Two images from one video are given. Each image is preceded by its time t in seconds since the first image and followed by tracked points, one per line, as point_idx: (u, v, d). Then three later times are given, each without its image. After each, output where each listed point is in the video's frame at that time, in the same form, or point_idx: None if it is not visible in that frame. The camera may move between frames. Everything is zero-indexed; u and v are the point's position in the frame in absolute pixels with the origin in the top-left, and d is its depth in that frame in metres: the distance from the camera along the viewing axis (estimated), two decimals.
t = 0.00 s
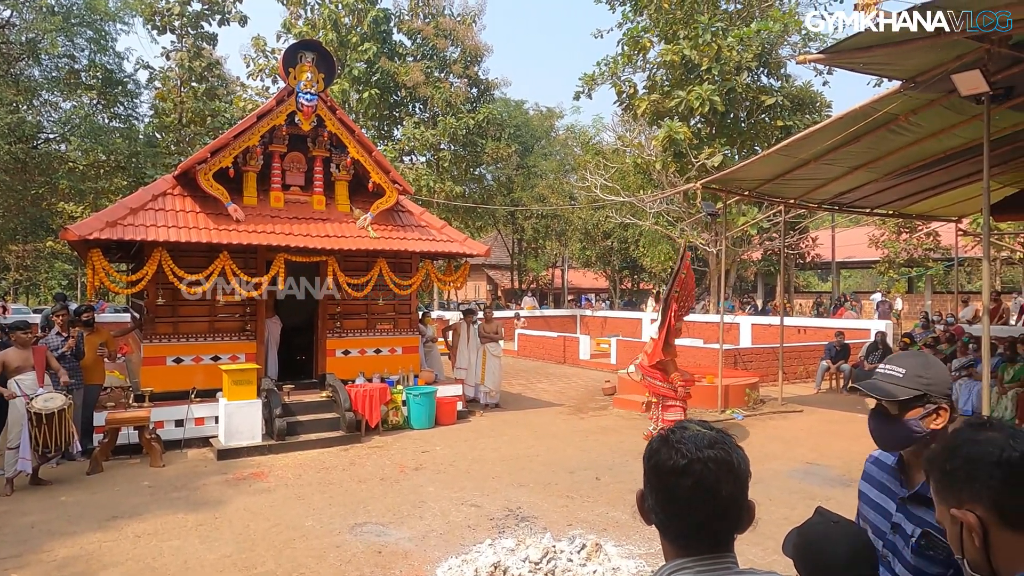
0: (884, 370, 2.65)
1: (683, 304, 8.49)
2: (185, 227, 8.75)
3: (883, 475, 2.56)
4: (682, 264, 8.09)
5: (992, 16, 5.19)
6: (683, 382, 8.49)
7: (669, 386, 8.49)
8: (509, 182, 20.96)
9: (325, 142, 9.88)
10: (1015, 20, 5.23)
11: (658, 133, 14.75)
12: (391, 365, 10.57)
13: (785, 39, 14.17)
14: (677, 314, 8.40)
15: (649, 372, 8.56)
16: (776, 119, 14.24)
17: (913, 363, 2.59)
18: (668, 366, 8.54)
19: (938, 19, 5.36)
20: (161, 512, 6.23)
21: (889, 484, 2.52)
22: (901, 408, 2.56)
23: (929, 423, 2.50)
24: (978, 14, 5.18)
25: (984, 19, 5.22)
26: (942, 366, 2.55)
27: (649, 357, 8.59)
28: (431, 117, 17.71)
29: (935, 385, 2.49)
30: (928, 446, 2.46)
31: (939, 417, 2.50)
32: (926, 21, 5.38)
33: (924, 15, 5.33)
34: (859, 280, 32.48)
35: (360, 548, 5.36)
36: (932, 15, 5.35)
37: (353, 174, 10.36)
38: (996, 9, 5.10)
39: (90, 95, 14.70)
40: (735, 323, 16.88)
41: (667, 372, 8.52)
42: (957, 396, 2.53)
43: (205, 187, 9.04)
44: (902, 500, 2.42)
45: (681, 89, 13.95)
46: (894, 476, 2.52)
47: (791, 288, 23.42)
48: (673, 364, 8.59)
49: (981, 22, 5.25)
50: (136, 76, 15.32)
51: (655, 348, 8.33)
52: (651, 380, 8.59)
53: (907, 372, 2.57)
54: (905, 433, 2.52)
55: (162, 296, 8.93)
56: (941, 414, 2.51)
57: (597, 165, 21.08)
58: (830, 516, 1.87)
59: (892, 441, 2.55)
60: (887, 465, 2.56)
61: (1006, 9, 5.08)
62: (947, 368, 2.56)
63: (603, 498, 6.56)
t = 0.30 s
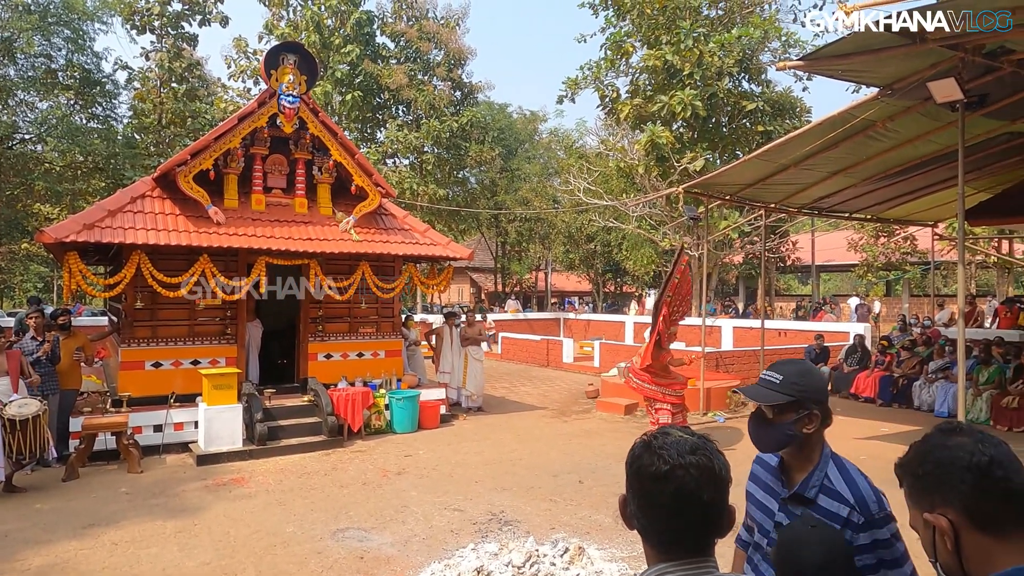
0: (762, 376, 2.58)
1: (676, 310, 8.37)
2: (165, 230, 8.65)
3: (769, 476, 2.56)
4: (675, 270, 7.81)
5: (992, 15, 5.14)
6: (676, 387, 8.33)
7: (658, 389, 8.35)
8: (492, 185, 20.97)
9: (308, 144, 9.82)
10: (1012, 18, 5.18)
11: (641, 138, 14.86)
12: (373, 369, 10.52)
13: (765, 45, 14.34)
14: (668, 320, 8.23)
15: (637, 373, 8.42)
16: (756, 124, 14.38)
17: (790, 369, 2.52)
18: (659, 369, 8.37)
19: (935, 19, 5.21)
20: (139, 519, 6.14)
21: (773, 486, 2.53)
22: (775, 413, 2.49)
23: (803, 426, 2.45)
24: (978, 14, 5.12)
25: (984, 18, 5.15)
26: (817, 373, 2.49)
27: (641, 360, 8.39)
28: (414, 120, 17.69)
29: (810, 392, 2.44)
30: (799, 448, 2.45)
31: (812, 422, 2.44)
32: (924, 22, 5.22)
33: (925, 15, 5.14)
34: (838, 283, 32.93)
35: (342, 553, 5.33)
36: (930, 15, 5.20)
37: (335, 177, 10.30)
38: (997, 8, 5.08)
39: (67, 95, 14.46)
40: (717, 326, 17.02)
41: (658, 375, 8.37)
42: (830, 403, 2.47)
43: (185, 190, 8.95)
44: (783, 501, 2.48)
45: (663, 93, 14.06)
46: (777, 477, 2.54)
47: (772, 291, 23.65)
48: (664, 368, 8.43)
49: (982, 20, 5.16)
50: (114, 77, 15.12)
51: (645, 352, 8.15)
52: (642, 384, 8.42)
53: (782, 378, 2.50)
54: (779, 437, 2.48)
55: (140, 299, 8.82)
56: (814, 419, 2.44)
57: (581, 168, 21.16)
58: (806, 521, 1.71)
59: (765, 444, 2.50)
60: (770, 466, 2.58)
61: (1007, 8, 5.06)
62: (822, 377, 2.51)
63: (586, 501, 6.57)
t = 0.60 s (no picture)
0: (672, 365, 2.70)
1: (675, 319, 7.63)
2: (143, 232, 8.52)
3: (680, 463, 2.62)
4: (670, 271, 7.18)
5: (992, 15, 5.16)
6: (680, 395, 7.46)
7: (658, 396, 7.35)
8: (475, 188, 20.95)
9: (289, 146, 9.74)
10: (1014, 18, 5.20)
11: (623, 142, 14.94)
12: (355, 372, 10.46)
13: (746, 52, 14.49)
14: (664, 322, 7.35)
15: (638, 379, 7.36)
16: (737, 129, 14.51)
17: (697, 359, 2.63)
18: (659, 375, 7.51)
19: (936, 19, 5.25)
20: (116, 526, 6.04)
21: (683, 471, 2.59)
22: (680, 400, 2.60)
23: (706, 414, 2.54)
24: (978, 15, 5.14)
25: (984, 18, 5.18)
26: (723, 363, 2.60)
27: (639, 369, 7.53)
28: (397, 122, 17.63)
29: (711, 379, 2.54)
30: (702, 434, 2.55)
31: (714, 411, 2.54)
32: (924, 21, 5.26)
33: (925, 15, 5.20)
34: (816, 287, 33.33)
35: (324, 559, 5.28)
36: (931, 15, 5.23)
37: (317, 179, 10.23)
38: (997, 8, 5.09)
39: (43, 95, 14.21)
40: (698, 329, 17.15)
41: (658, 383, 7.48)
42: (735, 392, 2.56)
43: (164, 191, 8.84)
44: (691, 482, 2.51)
45: (646, 98, 14.15)
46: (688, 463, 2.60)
47: (752, 295, 23.89)
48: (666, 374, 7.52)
49: (982, 21, 5.21)
50: (92, 77, 14.89)
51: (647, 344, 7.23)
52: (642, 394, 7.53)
53: (688, 366, 2.62)
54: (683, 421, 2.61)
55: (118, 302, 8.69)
56: (716, 408, 2.53)
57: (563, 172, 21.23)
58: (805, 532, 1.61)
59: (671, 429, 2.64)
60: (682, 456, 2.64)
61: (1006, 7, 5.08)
62: (728, 367, 2.62)
63: (569, 505, 6.58)
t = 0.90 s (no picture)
0: (605, 375, 2.91)
1: (676, 325, 8.12)
2: (124, 234, 8.42)
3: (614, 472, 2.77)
4: (658, 273, 7.86)
5: (992, 16, 4.95)
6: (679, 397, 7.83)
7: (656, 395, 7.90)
8: (460, 191, 20.95)
9: (273, 148, 9.68)
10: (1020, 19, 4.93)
11: (608, 145, 15.00)
12: (340, 376, 10.41)
13: (730, 57, 14.62)
14: (657, 325, 7.94)
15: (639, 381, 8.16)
16: (721, 133, 14.62)
17: (627, 369, 2.83)
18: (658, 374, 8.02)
19: (938, 19, 5.12)
20: (96, 532, 5.96)
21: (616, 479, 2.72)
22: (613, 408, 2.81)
23: (636, 422, 2.75)
24: (979, 14, 4.92)
25: (985, 18, 4.99)
26: (652, 372, 2.80)
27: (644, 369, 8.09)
28: (382, 124, 17.60)
29: (639, 387, 2.75)
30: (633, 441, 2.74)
31: (644, 417, 2.75)
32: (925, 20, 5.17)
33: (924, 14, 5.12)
34: (799, 290, 33.68)
35: (308, 564, 5.24)
36: (932, 14, 5.12)
37: (302, 181, 10.18)
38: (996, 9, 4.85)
39: (22, 95, 14.01)
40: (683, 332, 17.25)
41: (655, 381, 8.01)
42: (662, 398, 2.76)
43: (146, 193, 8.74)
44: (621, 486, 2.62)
45: (631, 102, 14.23)
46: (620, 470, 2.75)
47: (736, 298, 24.08)
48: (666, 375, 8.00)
49: (982, 21, 5.02)
50: (72, 76, 14.71)
51: (640, 345, 7.99)
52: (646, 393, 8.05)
53: (619, 376, 2.82)
54: (616, 429, 2.80)
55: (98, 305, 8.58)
56: (646, 413, 2.75)
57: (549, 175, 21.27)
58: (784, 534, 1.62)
59: (605, 437, 2.82)
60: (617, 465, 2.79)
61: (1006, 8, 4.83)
62: (657, 375, 2.82)
63: (554, 507, 6.59)
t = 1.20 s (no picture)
0: (510, 385, 2.67)
1: (673, 329, 8.31)
2: (105, 236, 8.31)
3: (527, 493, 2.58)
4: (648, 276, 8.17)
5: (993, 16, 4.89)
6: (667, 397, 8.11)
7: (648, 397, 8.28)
8: (447, 193, 20.92)
9: (257, 149, 9.61)
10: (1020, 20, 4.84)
11: (595, 148, 15.06)
12: (326, 378, 10.35)
13: (715, 61, 14.73)
14: (647, 327, 8.26)
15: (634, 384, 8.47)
16: (706, 136, 14.72)
17: (536, 377, 2.64)
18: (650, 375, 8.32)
19: (938, 18, 5.06)
20: (76, 538, 5.87)
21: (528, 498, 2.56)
22: (524, 422, 2.60)
23: (550, 433, 2.56)
24: (978, 14, 4.87)
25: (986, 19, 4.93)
26: (560, 378, 2.62)
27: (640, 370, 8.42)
28: (368, 126, 17.55)
29: (551, 397, 2.56)
30: (548, 455, 2.56)
31: (558, 427, 2.56)
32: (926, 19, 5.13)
33: (924, 15, 5.08)
34: (784, 292, 33.99)
35: (292, 568, 5.20)
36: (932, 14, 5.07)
37: (286, 183, 10.11)
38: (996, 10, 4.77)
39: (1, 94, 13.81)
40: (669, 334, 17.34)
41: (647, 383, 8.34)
42: (574, 405, 2.60)
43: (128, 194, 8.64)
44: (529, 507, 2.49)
45: (617, 104, 14.28)
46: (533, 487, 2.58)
47: (721, 300, 24.25)
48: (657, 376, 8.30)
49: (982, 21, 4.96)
50: (53, 76, 14.52)
51: (633, 348, 8.34)
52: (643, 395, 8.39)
53: (528, 386, 2.60)
54: (528, 444, 2.58)
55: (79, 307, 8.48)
56: (560, 424, 2.55)
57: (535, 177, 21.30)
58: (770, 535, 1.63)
59: (517, 453, 2.60)
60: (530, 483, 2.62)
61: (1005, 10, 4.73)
62: (566, 381, 2.65)
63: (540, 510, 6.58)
